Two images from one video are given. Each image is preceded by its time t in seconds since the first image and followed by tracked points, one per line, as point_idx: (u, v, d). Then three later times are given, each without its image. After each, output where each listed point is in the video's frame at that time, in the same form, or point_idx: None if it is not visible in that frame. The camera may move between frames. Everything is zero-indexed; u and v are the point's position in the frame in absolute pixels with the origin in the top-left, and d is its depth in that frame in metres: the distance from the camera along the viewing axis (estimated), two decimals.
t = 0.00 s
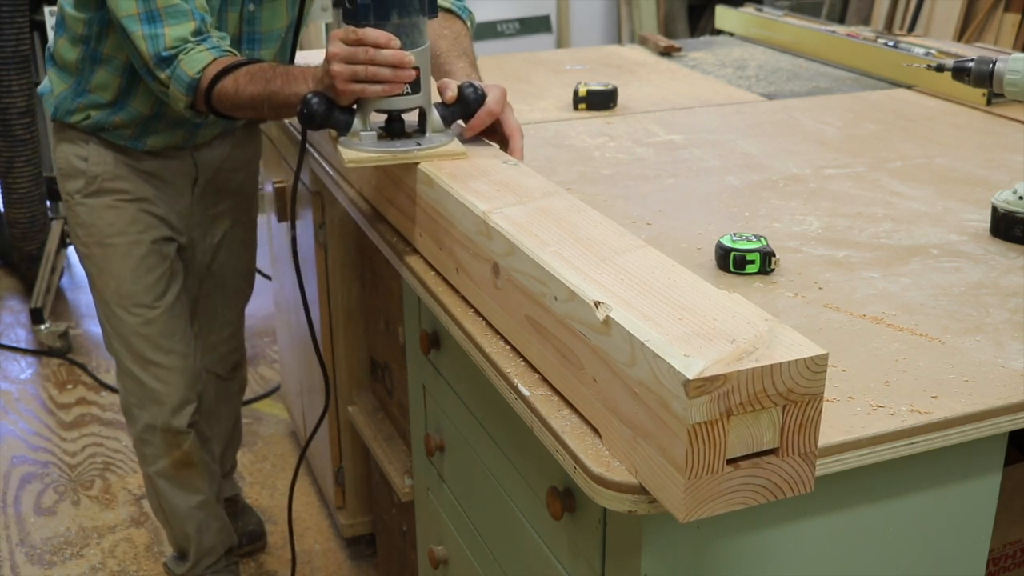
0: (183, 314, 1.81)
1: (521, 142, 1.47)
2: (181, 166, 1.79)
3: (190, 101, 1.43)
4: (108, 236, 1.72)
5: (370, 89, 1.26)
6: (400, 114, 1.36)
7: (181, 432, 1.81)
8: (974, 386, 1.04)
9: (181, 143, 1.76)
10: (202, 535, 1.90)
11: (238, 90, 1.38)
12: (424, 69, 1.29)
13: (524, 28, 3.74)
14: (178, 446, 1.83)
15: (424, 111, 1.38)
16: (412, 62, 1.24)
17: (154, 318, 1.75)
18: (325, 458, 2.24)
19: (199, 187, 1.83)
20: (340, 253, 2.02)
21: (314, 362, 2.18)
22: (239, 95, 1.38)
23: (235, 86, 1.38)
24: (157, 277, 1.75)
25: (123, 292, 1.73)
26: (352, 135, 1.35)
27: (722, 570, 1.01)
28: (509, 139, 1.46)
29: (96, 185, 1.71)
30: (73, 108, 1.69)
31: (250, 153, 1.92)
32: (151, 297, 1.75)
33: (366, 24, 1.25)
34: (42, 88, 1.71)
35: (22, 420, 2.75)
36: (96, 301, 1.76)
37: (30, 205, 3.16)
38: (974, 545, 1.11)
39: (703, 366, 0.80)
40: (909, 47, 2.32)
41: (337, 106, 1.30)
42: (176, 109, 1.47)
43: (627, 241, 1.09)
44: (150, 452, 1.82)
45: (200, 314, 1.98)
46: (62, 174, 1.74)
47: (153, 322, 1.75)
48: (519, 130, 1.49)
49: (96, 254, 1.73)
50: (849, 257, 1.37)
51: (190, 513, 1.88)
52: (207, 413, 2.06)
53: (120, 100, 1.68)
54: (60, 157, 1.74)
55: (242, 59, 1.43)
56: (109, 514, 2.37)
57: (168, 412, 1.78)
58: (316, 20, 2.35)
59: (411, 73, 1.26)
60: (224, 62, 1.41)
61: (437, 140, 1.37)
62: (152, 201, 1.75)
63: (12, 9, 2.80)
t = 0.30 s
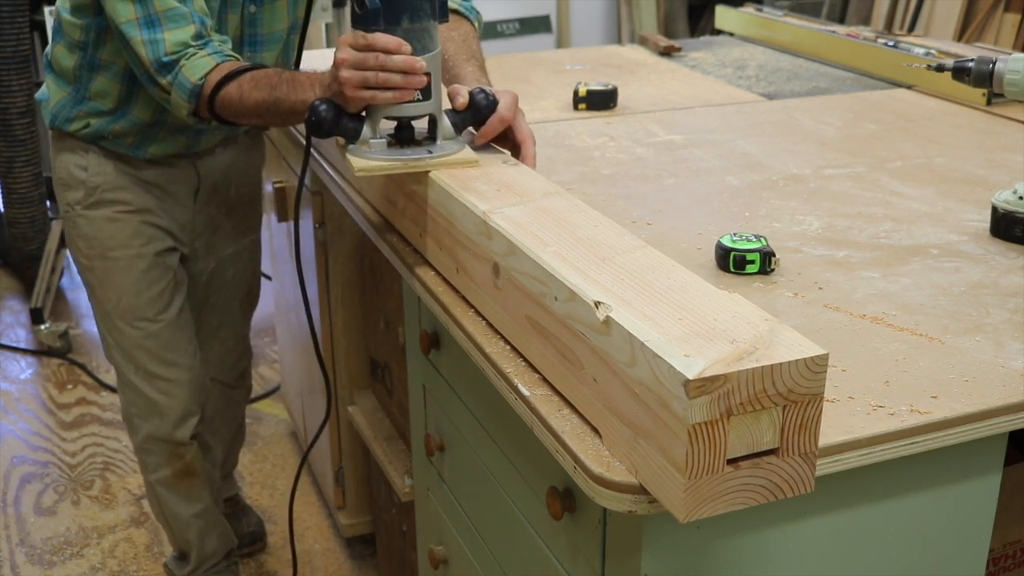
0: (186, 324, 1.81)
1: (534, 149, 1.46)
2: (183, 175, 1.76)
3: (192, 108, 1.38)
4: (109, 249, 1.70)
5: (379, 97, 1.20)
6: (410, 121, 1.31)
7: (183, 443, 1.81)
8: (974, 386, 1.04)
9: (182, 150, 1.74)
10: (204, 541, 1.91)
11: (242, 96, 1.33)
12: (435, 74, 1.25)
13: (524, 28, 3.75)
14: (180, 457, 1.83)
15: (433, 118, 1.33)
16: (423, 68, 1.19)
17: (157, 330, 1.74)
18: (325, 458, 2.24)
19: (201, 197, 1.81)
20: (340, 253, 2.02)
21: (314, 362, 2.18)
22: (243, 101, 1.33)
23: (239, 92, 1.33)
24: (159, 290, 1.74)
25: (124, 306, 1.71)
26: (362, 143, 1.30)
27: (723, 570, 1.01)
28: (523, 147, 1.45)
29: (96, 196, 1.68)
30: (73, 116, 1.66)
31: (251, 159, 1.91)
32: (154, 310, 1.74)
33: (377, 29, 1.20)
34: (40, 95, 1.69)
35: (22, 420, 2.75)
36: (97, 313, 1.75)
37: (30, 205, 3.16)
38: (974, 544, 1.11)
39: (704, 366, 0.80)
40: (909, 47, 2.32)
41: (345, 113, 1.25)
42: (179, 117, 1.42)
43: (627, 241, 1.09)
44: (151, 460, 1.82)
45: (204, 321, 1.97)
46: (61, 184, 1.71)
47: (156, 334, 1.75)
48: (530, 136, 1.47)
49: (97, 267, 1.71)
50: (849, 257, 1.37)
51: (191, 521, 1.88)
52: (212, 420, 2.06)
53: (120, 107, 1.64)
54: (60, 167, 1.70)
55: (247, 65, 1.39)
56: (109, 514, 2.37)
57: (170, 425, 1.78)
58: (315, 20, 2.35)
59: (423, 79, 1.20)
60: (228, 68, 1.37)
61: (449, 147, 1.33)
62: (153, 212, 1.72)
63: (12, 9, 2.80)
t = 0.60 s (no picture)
0: (180, 333, 1.78)
1: (547, 155, 1.41)
2: (174, 181, 1.71)
3: (191, 116, 1.32)
4: (97, 262, 1.66)
5: (391, 103, 1.17)
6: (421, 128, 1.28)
7: (173, 451, 1.78)
8: (974, 386, 1.04)
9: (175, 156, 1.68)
10: (199, 540, 1.88)
11: (245, 103, 1.28)
12: (447, 81, 1.22)
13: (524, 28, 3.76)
14: (171, 462, 1.79)
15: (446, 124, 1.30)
16: (436, 73, 1.16)
17: (146, 343, 1.71)
18: (325, 458, 2.24)
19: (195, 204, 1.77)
20: (341, 253, 2.02)
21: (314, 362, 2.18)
22: (246, 109, 1.28)
23: (242, 99, 1.28)
24: (149, 302, 1.70)
25: (114, 320, 1.68)
26: (372, 151, 1.27)
27: (722, 570, 1.01)
28: (536, 153, 1.40)
29: (82, 208, 1.64)
30: (62, 122, 1.61)
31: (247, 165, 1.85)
32: (143, 323, 1.70)
33: (388, 33, 1.18)
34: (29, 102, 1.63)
35: (22, 420, 2.75)
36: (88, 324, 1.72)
37: (30, 205, 3.18)
38: (973, 544, 1.11)
39: (704, 366, 0.80)
40: (909, 47, 2.32)
41: (355, 120, 1.19)
42: (178, 126, 1.36)
43: (628, 241, 1.09)
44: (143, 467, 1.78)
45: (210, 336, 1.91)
46: (49, 194, 1.66)
47: (145, 347, 1.71)
48: (543, 143, 1.42)
49: (86, 280, 1.68)
50: (849, 257, 1.37)
51: (185, 522, 1.85)
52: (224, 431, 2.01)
53: (109, 112, 1.59)
54: (49, 177, 1.65)
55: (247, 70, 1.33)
56: (109, 514, 2.37)
57: (160, 434, 1.76)
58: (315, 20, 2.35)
59: (435, 85, 1.17)
60: (228, 73, 1.31)
61: (461, 155, 1.30)
62: (143, 224, 1.68)
63: (12, 9, 2.80)
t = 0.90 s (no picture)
0: (174, 340, 1.67)
1: (557, 160, 1.40)
2: (170, 182, 1.58)
3: (193, 122, 1.27)
4: (87, 269, 1.56)
5: (400, 109, 1.16)
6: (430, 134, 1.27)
7: (164, 454, 1.69)
8: (974, 386, 1.04)
9: (169, 159, 1.56)
10: (192, 540, 1.79)
11: (248, 110, 1.24)
12: (458, 86, 1.20)
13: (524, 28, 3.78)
14: (162, 466, 1.70)
15: (455, 130, 1.29)
16: (446, 79, 1.15)
17: (137, 351, 1.61)
18: (325, 458, 2.24)
19: (191, 208, 1.61)
20: (340, 253, 2.01)
21: (314, 362, 2.18)
22: (249, 116, 1.24)
23: (244, 105, 1.24)
24: (141, 310, 1.59)
25: (105, 327, 1.58)
26: (380, 157, 1.26)
27: (722, 570, 1.01)
28: (546, 158, 1.39)
29: (71, 213, 1.54)
30: (51, 126, 1.51)
31: (255, 164, 1.69)
32: (134, 331, 1.59)
33: (396, 37, 1.16)
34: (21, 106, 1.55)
35: (22, 420, 2.75)
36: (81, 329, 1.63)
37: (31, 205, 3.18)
38: (974, 544, 1.11)
39: (705, 366, 0.80)
40: (909, 47, 2.32)
41: (363, 126, 1.19)
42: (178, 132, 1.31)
43: (629, 241, 1.09)
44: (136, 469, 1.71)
45: (224, 352, 1.69)
46: (41, 198, 1.57)
47: (136, 356, 1.61)
48: (552, 147, 1.42)
49: (78, 286, 1.58)
50: (849, 257, 1.37)
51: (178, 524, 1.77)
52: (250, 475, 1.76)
53: (100, 114, 1.49)
54: (40, 180, 1.56)
55: (248, 75, 1.28)
56: (109, 514, 2.37)
57: (151, 437, 1.67)
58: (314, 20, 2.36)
59: (445, 90, 1.16)
60: (228, 80, 1.26)
61: (472, 161, 1.29)
62: (136, 230, 1.56)
63: (12, 9, 2.80)
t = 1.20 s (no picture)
0: (179, 347, 1.61)
1: (566, 166, 1.37)
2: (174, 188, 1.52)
3: (198, 130, 1.25)
4: (90, 274, 1.51)
5: (407, 114, 1.13)
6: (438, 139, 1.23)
7: (167, 459, 1.66)
8: (974, 386, 1.04)
9: (171, 165, 1.51)
10: (193, 543, 1.77)
11: (252, 117, 1.21)
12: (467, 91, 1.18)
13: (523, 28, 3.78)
14: (165, 469, 1.67)
15: (464, 137, 1.26)
16: (455, 83, 1.12)
17: (140, 358, 1.56)
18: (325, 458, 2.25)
19: (195, 213, 1.55)
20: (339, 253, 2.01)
21: (314, 361, 2.19)
22: (255, 123, 1.21)
23: (249, 112, 1.21)
24: (144, 317, 1.54)
25: (107, 334, 1.54)
26: (388, 164, 1.23)
27: (722, 570, 1.01)
28: (555, 165, 1.36)
29: (73, 218, 1.50)
30: (52, 132, 1.48)
31: (261, 166, 1.64)
32: (136, 338, 1.54)
33: (405, 42, 1.13)
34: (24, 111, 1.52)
35: (22, 420, 2.75)
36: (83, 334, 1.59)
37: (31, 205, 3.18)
38: (975, 543, 1.11)
39: (706, 367, 0.80)
40: (909, 47, 2.32)
41: (369, 132, 1.17)
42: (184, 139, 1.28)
43: (629, 241, 1.09)
44: (138, 471, 1.68)
45: (224, 357, 1.62)
46: (43, 204, 1.54)
47: (139, 363, 1.56)
48: (562, 154, 1.38)
49: (81, 291, 1.54)
50: (849, 257, 1.37)
51: (179, 527, 1.75)
52: (268, 501, 1.63)
53: (101, 120, 1.46)
54: (42, 186, 1.53)
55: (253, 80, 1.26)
56: (109, 514, 2.37)
57: (155, 442, 1.63)
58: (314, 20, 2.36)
59: (453, 95, 1.13)
60: (232, 87, 1.23)
61: (481, 167, 1.26)
62: (139, 235, 1.50)
63: (12, 9, 2.80)
